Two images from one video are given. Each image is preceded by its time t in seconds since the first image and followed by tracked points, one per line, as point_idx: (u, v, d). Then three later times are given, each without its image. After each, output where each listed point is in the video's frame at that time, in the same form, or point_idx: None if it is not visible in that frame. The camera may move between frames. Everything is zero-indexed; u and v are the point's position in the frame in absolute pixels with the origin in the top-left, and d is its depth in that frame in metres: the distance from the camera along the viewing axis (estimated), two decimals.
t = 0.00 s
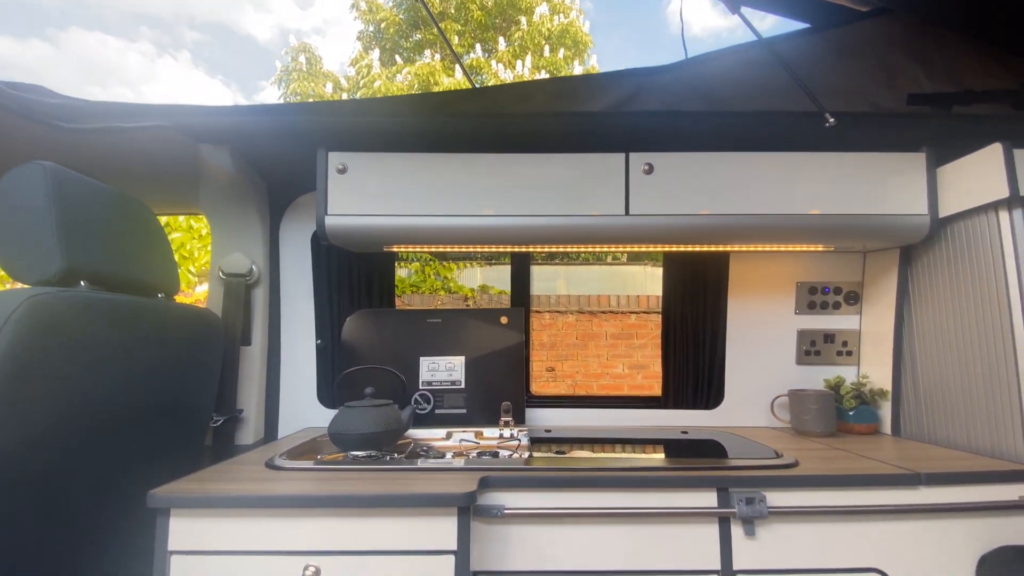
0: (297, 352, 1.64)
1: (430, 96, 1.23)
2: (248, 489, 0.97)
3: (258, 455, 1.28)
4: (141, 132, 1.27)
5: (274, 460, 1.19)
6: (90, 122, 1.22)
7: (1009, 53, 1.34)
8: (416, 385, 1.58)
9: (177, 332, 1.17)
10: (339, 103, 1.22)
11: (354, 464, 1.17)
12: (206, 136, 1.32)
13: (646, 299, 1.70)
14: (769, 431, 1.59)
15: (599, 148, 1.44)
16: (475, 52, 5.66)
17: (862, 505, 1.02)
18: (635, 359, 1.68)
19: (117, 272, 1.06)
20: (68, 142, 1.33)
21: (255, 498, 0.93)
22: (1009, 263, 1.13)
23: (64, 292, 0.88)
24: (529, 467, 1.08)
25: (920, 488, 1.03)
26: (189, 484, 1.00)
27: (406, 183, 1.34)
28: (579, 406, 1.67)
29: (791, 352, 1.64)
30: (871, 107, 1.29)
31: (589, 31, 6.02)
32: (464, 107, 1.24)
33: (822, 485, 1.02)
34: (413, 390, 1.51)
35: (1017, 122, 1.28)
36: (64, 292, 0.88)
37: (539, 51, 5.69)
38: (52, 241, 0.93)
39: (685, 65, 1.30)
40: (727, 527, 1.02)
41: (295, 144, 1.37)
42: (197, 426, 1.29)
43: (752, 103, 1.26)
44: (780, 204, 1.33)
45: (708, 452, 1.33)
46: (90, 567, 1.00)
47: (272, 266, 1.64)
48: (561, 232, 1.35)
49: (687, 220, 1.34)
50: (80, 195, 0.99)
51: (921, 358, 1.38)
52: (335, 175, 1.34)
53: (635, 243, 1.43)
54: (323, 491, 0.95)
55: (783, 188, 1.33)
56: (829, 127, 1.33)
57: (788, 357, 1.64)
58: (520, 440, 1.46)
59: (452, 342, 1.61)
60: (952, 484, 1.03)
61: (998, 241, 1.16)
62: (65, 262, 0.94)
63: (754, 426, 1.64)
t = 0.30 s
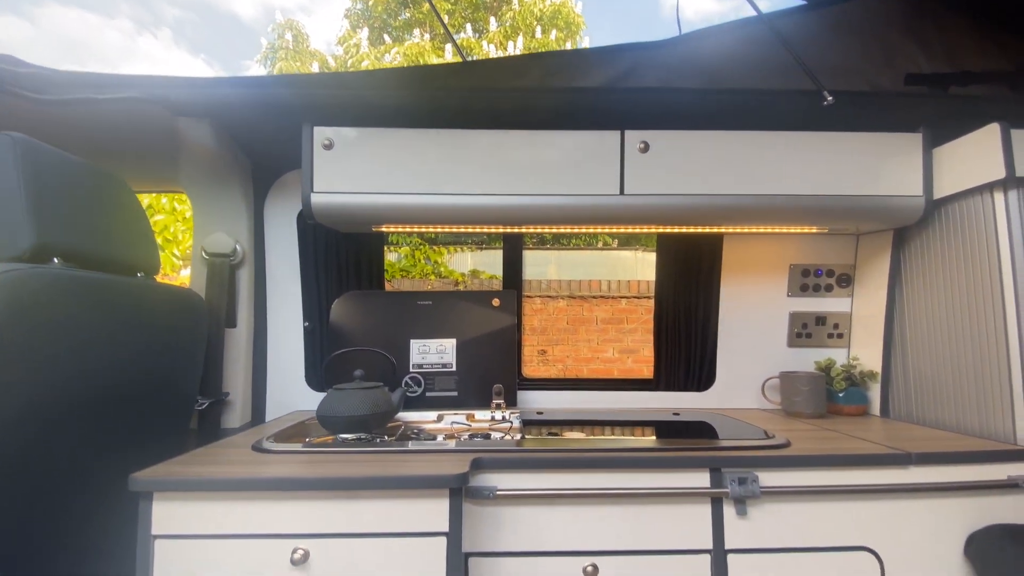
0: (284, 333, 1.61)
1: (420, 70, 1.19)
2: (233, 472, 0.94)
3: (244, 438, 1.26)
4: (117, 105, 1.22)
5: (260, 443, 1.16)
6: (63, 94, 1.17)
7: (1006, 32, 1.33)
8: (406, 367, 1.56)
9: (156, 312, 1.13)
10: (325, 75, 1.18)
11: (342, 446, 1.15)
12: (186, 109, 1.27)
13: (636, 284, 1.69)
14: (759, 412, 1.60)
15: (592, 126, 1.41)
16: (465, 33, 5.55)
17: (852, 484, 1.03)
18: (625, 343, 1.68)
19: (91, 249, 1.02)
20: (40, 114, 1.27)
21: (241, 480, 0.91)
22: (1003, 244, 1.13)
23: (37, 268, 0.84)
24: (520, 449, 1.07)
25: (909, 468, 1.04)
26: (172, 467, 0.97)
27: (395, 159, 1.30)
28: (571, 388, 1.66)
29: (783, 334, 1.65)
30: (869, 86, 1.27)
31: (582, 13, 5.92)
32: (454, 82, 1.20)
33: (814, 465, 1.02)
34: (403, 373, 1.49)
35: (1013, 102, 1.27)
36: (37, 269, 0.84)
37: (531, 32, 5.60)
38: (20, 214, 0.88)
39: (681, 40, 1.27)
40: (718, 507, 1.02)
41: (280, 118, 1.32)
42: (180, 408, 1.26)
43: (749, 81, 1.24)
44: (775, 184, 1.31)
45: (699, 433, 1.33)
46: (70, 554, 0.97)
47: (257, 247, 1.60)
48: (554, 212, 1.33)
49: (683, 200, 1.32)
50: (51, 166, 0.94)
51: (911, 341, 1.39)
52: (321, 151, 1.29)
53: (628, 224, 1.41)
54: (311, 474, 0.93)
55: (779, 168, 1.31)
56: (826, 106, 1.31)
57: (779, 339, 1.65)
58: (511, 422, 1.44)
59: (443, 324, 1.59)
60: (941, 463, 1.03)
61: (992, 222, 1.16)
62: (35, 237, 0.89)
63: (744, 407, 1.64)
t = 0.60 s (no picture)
0: (270, 315, 1.57)
1: (409, 41, 1.15)
2: (218, 454, 0.92)
3: (230, 421, 1.23)
4: (90, 78, 1.17)
5: (247, 425, 1.14)
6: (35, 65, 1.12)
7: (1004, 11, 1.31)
8: (396, 349, 1.54)
9: (134, 290, 1.10)
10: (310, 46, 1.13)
11: (330, 428, 1.13)
12: (164, 80, 1.22)
13: (626, 269, 1.68)
14: (749, 394, 1.60)
15: (586, 104, 1.38)
16: (456, 12, 5.43)
17: (841, 463, 1.03)
18: (614, 328, 1.67)
19: (66, 225, 0.97)
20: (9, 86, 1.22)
21: (226, 463, 0.89)
22: (996, 225, 1.13)
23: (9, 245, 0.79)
24: (512, 429, 1.06)
25: (898, 447, 1.05)
26: (154, 450, 0.95)
27: (383, 135, 1.26)
28: (562, 370, 1.65)
29: (773, 316, 1.65)
30: (864, 66, 1.26)
31: None
32: (443, 55, 1.17)
33: (804, 444, 1.03)
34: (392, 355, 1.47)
35: (1009, 82, 1.26)
36: (8, 246, 0.80)
37: (523, 12, 5.50)
38: None
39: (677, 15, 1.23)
40: (710, 486, 1.02)
41: (262, 91, 1.27)
42: (162, 390, 1.23)
43: (747, 57, 1.21)
44: (770, 164, 1.30)
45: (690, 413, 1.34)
46: (53, 540, 0.95)
47: (241, 227, 1.56)
48: (547, 191, 1.30)
49: (677, 180, 1.30)
50: (20, 135, 0.88)
51: (900, 323, 1.40)
52: (306, 125, 1.25)
53: (622, 204, 1.38)
54: (299, 455, 0.91)
55: (774, 148, 1.30)
56: (822, 84, 1.29)
57: (770, 321, 1.65)
58: (502, 404, 1.44)
59: (433, 306, 1.56)
60: (929, 442, 1.04)
61: (984, 204, 1.16)
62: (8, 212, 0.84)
63: (734, 389, 1.65)
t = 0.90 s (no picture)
0: (256, 297, 1.54)
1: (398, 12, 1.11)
2: (205, 436, 0.90)
3: (217, 404, 1.21)
4: (61, 45, 1.12)
5: (234, 407, 1.12)
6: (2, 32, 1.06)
7: None
8: (386, 331, 1.52)
9: (113, 268, 1.06)
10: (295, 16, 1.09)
11: (320, 410, 1.11)
12: (140, 51, 1.17)
13: (615, 253, 1.67)
14: (738, 374, 1.62)
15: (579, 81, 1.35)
16: None
17: (829, 441, 1.05)
18: (602, 312, 1.67)
19: (39, 200, 0.93)
20: None
21: (214, 445, 0.87)
22: (984, 207, 1.14)
23: None
24: (504, 410, 1.05)
25: (884, 424, 1.06)
26: (138, 432, 0.93)
27: (372, 111, 1.23)
28: (553, 352, 1.65)
29: (762, 298, 1.66)
30: (858, 46, 1.25)
31: None
32: (433, 27, 1.13)
33: (794, 423, 1.04)
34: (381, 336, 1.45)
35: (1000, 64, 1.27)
36: None
37: None
38: None
39: None
40: (701, 464, 1.03)
41: (244, 63, 1.22)
42: (145, 371, 1.20)
43: (743, 34, 1.19)
44: (764, 145, 1.29)
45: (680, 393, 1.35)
46: (37, 522, 0.93)
47: (223, 206, 1.51)
48: (540, 170, 1.28)
49: (671, 160, 1.28)
50: None
51: (887, 304, 1.42)
52: (290, 99, 1.21)
53: (615, 184, 1.37)
54: (289, 436, 0.90)
55: (768, 129, 1.29)
56: (817, 64, 1.28)
57: (759, 303, 1.66)
58: (494, 386, 1.43)
59: (423, 287, 1.54)
60: (914, 420, 1.06)
61: (974, 185, 1.16)
62: None
63: (723, 370, 1.67)
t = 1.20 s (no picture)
0: (234, 278, 1.49)
1: None
2: (182, 416, 0.87)
3: (194, 385, 1.18)
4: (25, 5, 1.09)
5: (212, 388, 1.09)
6: None
7: None
8: (370, 313, 1.50)
9: (81, 244, 1.01)
10: None
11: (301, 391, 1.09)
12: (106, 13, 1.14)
13: (600, 241, 1.66)
14: (722, 356, 1.64)
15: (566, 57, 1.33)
16: None
17: (812, 418, 1.06)
18: (588, 299, 1.67)
19: None
20: None
21: (191, 424, 0.84)
22: (966, 188, 1.16)
23: None
24: (490, 389, 1.04)
25: (865, 401, 1.08)
26: (111, 412, 0.89)
27: (354, 83, 1.19)
28: (539, 334, 1.64)
29: (747, 280, 1.67)
30: (845, 26, 1.25)
31: None
32: None
33: (778, 400, 1.05)
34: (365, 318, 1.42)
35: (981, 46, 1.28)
36: None
37: None
38: None
39: None
40: (687, 441, 1.04)
41: (219, 32, 1.17)
42: (118, 352, 1.15)
43: (732, 11, 1.18)
44: (752, 124, 1.28)
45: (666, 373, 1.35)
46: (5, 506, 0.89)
47: (199, 182, 1.46)
48: (527, 147, 1.26)
49: (660, 139, 1.27)
50: None
51: (869, 285, 1.44)
52: (268, 70, 1.16)
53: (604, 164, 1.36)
54: (270, 415, 0.88)
55: (756, 108, 1.28)
56: (805, 43, 1.27)
57: (743, 286, 1.67)
58: (480, 368, 1.42)
59: (408, 269, 1.52)
60: (895, 397, 1.08)
61: (956, 166, 1.18)
62: None
63: (708, 351, 1.68)
